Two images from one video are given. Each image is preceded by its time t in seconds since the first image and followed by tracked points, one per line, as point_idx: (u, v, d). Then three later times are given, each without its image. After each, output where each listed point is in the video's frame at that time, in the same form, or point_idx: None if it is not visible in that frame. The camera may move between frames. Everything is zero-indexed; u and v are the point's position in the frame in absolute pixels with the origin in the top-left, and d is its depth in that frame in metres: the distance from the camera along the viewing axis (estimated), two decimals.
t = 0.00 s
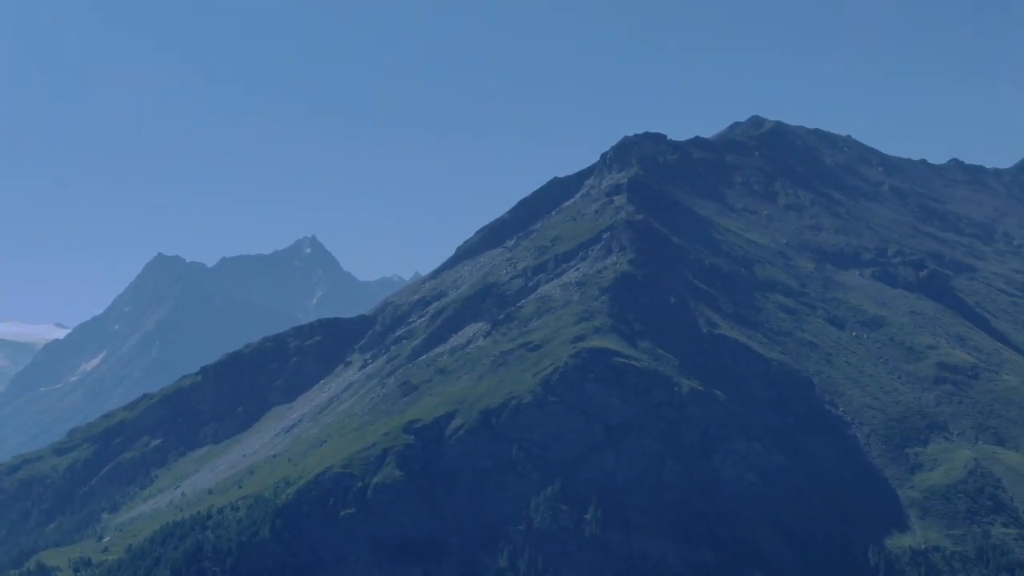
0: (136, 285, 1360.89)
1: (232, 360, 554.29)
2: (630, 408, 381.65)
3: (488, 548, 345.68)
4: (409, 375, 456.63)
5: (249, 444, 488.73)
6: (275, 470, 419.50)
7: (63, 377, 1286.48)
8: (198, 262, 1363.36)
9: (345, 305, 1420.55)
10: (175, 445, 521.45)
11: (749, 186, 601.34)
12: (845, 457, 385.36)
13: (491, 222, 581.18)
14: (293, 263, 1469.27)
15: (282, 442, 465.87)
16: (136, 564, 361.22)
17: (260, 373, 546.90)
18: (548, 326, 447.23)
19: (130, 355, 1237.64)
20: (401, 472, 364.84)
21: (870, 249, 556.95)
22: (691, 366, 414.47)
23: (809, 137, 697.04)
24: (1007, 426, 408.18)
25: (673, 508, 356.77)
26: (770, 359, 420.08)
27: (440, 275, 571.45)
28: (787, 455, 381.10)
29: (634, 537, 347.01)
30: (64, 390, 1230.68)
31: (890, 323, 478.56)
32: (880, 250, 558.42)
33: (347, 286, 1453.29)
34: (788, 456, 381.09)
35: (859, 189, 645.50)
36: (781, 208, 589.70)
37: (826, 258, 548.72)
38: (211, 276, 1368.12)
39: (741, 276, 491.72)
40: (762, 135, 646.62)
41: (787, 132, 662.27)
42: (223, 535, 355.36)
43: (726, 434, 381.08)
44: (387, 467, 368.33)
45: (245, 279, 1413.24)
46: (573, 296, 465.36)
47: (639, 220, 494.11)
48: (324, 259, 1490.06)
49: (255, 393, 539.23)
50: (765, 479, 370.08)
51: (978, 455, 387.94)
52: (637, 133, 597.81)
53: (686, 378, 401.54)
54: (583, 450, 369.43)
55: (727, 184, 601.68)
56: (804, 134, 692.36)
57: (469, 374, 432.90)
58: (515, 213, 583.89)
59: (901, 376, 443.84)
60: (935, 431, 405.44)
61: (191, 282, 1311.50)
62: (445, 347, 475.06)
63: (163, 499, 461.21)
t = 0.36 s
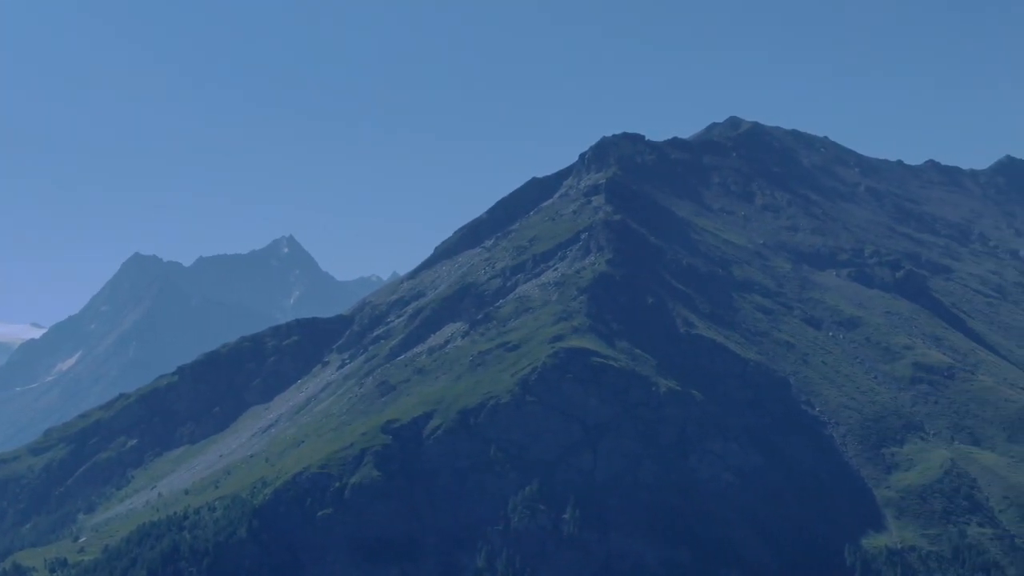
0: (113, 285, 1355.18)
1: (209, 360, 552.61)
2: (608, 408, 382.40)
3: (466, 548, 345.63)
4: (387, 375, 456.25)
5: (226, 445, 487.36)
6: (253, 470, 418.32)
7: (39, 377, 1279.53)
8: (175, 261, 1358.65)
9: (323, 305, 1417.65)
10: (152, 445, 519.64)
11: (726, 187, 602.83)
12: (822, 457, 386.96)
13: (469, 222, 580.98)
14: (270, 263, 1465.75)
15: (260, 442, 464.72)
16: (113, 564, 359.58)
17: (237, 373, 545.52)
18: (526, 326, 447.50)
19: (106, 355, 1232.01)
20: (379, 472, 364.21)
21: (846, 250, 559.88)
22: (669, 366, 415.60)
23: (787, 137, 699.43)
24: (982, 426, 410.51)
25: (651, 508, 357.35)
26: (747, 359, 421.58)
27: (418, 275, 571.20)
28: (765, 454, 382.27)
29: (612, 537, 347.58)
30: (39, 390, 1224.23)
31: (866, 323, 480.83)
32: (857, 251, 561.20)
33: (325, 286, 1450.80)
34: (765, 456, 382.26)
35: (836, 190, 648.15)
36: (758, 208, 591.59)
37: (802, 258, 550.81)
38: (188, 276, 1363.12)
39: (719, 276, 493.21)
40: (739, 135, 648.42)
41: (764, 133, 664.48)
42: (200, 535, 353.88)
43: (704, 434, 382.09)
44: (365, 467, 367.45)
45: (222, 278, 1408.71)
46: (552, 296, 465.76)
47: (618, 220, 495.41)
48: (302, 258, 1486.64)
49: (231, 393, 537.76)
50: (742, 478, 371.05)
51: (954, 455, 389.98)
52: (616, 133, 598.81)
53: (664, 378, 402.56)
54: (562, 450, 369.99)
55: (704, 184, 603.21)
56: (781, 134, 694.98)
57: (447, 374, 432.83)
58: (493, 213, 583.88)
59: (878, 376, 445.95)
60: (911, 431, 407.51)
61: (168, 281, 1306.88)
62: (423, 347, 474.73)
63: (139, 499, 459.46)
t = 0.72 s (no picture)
0: (87, 283, 1348.96)
1: (184, 360, 550.60)
2: (585, 408, 382.90)
3: (442, 548, 345.28)
4: (363, 375, 455.44)
5: (201, 445, 485.59)
6: (228, 470, 416.82)
7: (13, 376, 1271.60)
8: (149, 260, 1353.59)
9: (299, 304, 1414.40)
10: (126, 445, 517.36)
11: (702, 188, 604.00)
12: (797, 457, 388.37)
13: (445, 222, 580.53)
14: (246, 262, 1461.65)
15: (235, 442, 463.16)
16: (86, 565, 357.61)
17: (212, 373, 543.67)
18: (503, 326, 447.53)
19: (80, 354, 1225.68)
20: (355, 473, 363.43)
21: (821, 251, 562.02)
22: (645, 366, 416.43)
23: (762, 138, 701.40)
24: (956, 426, 412.48)
25: (627, 507, 357.80)
26: (723, 359, 422.90)
27: (395, 275, 570.69)
28: (740, 454, 383.34)
29: (588, 537, 347.89)
30: (13, 390, 1216.44)
31: (841, 324, 482.86)
32: (832, 252, 563.65)
33: (300, 285, 1447.84)
34: (741, 456, 383.18)
35: (811, 191, 650.40)
36: (734, 209, 593.16)
37: (778, 258, 552.58)
38: (163, 275, 1356.51)
39: (695, 277, 494.50)
40: (715, 136, 649.83)
41: (740, 134, 666.29)
42: (174, 536, 352.28)
43: (680, 433, 382.94)
44: (340, 467, 366.34)
45: (197, 278, 1403.86)
46: (528, 296, 465.93)
47: (595, 221, 496.33)
48: (278, 257, 1481.82)
49: (206, 393, 535.78)
50: (717, 478, 371.97)
51: (928, 455, 391.85)
52: (592, 134, 599.55)
53: (640, 378, 403.37)
54: (538, 450, 370.23)
55: (681, 185, 604.45)
56: (756, 135, 697.19)
57: (423, 374, 432.45)
58: (469, 213, 583.51)
59: (852, 376, 447.81)
60: (885, 431, 409.18)
61: (143, 280, 1301.65)
62: (399, 347, 474.07)
63: (114, 499, 457.25)
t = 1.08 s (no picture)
0: (61, 282, 1342.35)
1: (159, 359, 548.22)
2: (560, 408, 383.13)
3: (418, 549, 344.75)
4: (338, 375, 454.52)
5: (175, 445, 483.70)
6: (202, 470, 415.13)
7: None
8: (124, 259, 1347.88)
9: (274, 304, 1410.67)
10: (100, 445, 514.71)
11: (678, 189, 605.23)
12: (772, 457, 389.57)
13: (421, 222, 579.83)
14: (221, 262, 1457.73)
15: (209, 442, 461.40)
16: (59, 566, 355.51)
17: (187, 373, 541.53)
18: (479, 326, 447.34)
19: (53, 354, 1218.66)
20: (331, 473, 362.51)
21: (796, 252, 564.23)
22: (620, 366, 417.03)
23: (737, 139, 703.55)
24: (930, 426, 414.48)
25: (602, 507, 358.13)
26: (698, 359, 423.90)
27: (370, 274, 569.88)
28: (715, 454, 384.26)
29: (563, 537, 348.11)
30: None
31: (815, 324, 484.74)
32: (807, 253, 565.97)
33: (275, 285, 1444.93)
34: (716, 456, 384.13)
35: (786, 192, 652.78)
36: (709, 209, 594.60)
37: (753, 259, 554.28)
38: (137, 275, 1349.59)
39: (671, 277, 495.61)
40: (691, 137, 651.47)
41: (716, 135, 668.14)
42: (149, 536, 350.61)
43: (655, 433, 383.60)
44: (316, 467, 365.30)
45: (172, 277, 1398.97)
46: (504, 296, 465.84)
47: (571, 221, 496.91)
48: (252, 257, 1476.68)
49: (180, 393, 533.61)
50: (693, 478, 372.76)
51: (902, 455, 393.64)
52: (568, 134, 600.11)
53: (616, 378, 403.86)
54: (514, 450, 370.28)
55: (657, 185, 605.54)
56: (732, 136, 699.30)
57: (399, 374, 431.87)
58: (445, 213, 583.01)
59: (827, 376, 449.53)
60: (859, 431, 410.97)
61: (117, 279, 1295.84)
62: (375, 346, 473.21)
63: (88, 499, 454.77)
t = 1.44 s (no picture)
0: (35, 282, 1335.42)
1: (134, 359, 545.90)
2: (537, 407, 383.37)
3: (394, 549, 344.41)
4: (314, 376, 453.53)
5: (150, 445, 481.84)
6: (178, 470, 413.46)
7: None
8: (99, 259, 1341.65)
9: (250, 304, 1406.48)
10: (74, 445, 512.19)
11: (654, 189, 606.29)
12: (748, 456, 390.94)
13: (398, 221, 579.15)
14: (197, 261, 1452.83)
15: (185, 442, 459.71)
16: (33, 566, 353.50)
17: (162, 373, 539.41)
18: (456, 326, 447.11)
19: (28, 354, 1211.72)
20: (307, 473, 361.54)
21: (772, 252, 566.16)
22: (597, 366, 417.60)
23: (713, 140, 705.56)
24: (905, 426, 416.35)
25: (578, 507, 358.50)
26: (674, 360, 424.78)
27: (347, 274, 568.95)
28: (691, 454, 385.11)
29: (540, 537, 348.36)
30: None
31: (791, 324, 486.48)
32: (782, 253, 567.99)
33: (251, 284, 1440.65)
34: (692, 456, 385.11)
35: (762, 192, 654.84)
36: (686, 209, 595.99)
37: (728, 259, 555.91)
38: (111, 275, 1342.63)
39: (647, 277, 496.50)
40: (668, 137, 652.81)
41: (692, 135, 669.75)
42: (124, 536, 348.97)
43: (632, 434, 384.22)
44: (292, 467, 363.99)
45: (148, 276, 1393.19)
46: (482, 295, 465.69)
47: (549, 222, 497.33)
48: (227, 257, 1471.10)
49: (155, 393, 531.44)
50: (669, 477, 373.37)
51: (877, 455, 395.36)
52: (546, 134, 600.57)
53: (592, 378, 404.30)
54: (490, 450, 370.40)
55: (634, 185, 606.47)
56: (708, 137, 701.16)
57: (376, 374, 431.29)
58: (422, 212, 582.43)
59: (803, 377, 451.06)
60: (835, 431, 412.59)
61: (92, 279, 1289.76)
62: (352, 346, 472.29)
63: (62, 500, 452.46)
